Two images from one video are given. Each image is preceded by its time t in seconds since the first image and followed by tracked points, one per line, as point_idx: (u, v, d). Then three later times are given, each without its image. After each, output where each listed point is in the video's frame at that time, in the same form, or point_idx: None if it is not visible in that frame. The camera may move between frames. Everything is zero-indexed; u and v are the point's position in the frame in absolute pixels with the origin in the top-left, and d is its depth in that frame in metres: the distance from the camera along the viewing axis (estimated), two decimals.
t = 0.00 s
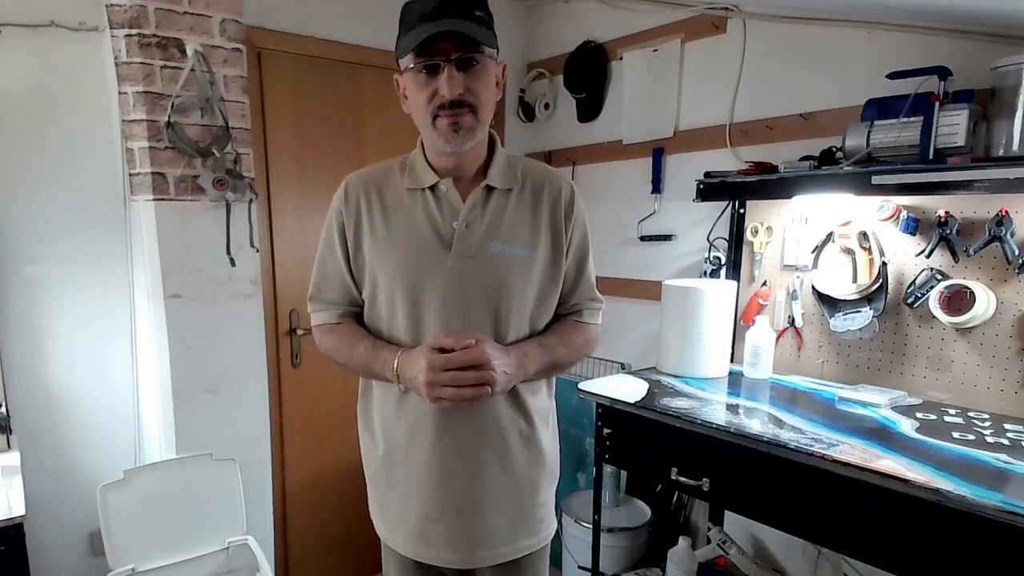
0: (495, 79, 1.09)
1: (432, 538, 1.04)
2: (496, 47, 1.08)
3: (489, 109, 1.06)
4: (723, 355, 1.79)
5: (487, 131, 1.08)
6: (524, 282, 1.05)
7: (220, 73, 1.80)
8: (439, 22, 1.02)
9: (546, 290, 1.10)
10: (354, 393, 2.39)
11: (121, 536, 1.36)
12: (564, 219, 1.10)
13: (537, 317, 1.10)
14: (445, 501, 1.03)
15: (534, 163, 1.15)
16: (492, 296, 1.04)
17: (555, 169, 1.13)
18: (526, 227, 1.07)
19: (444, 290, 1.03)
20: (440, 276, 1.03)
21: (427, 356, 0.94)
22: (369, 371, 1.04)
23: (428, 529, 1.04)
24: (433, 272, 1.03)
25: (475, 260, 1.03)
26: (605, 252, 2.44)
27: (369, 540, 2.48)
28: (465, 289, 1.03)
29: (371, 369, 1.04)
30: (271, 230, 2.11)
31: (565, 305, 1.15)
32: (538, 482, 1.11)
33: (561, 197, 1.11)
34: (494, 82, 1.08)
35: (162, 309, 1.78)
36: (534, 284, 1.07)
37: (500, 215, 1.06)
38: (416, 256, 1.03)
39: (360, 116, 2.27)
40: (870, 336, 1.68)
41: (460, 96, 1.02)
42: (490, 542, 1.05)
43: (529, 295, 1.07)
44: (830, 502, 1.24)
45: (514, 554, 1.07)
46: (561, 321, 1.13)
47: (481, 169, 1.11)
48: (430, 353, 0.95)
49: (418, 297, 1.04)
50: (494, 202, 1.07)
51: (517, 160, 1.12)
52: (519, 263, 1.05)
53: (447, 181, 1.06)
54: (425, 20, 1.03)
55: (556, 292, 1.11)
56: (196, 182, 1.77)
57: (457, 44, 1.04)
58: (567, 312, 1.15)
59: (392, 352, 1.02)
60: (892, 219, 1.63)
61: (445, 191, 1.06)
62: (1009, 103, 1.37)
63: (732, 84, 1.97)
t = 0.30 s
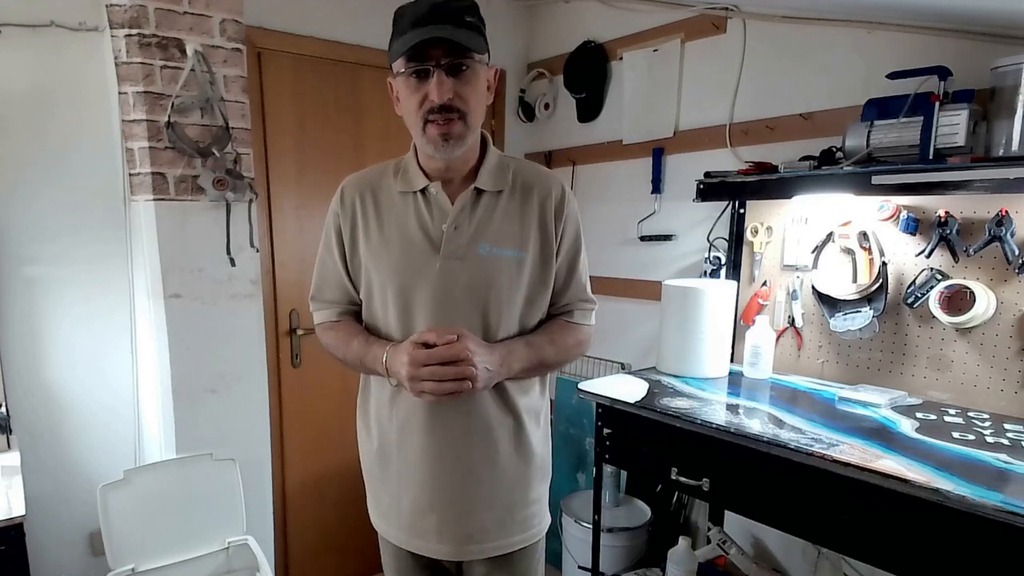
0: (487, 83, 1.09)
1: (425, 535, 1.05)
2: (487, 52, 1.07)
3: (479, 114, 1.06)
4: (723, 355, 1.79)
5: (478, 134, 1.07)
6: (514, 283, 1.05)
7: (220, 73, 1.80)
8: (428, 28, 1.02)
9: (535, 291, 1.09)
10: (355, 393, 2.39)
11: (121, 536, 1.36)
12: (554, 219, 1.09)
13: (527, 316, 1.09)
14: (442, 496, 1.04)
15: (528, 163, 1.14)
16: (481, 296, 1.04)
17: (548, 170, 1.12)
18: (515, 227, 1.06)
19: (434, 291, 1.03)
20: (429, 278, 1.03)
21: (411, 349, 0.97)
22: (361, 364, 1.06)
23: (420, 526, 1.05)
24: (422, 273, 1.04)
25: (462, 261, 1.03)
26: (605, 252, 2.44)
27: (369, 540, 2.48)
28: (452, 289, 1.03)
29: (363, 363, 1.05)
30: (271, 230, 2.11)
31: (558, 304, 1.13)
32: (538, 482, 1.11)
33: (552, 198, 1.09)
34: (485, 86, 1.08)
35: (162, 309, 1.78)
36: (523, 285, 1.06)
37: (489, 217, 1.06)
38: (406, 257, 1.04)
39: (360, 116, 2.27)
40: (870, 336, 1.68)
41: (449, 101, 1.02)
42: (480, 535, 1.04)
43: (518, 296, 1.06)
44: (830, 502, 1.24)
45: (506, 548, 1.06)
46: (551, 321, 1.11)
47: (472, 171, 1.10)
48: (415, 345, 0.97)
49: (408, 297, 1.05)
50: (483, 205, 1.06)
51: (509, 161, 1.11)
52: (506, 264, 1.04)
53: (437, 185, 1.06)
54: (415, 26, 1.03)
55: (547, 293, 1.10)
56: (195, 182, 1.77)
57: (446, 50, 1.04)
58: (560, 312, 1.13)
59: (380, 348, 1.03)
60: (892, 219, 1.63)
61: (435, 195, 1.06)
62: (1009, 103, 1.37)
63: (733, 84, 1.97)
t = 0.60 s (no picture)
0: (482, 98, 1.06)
1: (416, 528, 1.06)
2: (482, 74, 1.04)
3: (472, 129, 1.05)
4: (723, 355, 1.79)
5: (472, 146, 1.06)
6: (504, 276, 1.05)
7: (220, 73, 1.80)
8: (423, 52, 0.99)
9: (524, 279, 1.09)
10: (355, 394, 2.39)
11: (120, 536, 1.36)
12: (543, 207, 1.06)
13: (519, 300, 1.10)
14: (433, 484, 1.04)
15: (518, 151, 1.11)
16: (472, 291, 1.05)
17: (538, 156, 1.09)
18: (505, 220, 1.05)
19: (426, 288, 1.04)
20: (421, 275, 1.04)
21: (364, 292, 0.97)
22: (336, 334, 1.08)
23: (411, 521, 1.06)
24: (414, 271, 1.04)
25: (452, 259, 1.04)
26: (605, 253, 2.44)
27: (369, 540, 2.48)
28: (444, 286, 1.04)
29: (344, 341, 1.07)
30: (271, 230, 2.11)
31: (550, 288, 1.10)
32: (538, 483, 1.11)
33: (540, 186, 1.07)
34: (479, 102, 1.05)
35: (162, 309, 1.78)
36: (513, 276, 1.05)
37: (480, 213, 1.05)
38: (399, 255, 1.05)
39: (360, 116, 2.27)
40: (870, 336, 1.68)
41: (440, 121, 1.01)
42: (467, 519, 1.04)
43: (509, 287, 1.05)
44: (830, 503, 1.24)
45: (497, 536, 1.05)
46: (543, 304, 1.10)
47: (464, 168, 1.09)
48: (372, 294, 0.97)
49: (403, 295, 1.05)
50: (473, 201, 1.05)
51: (499, 151, 1.09)
52: (495, 258, 1.05)
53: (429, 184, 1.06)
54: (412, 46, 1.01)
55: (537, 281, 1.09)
56: (195, 182, 1.77)
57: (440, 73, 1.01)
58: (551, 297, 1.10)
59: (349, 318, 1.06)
60: (892, 219, 1.63)
61: (428, 194, 1.06)
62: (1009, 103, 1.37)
63: (733, 84, 1.97)
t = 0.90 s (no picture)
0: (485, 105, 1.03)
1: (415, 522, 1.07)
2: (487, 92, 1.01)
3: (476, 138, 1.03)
4: (723, 355, 1.79)
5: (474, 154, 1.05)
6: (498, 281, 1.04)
7: (220, 73, 1.80)
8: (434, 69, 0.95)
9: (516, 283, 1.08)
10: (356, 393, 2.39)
11: (120, 536, 1.36)
12: (536, 209, 1.06)
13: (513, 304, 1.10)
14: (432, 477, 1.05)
15: (510, 154, 1.11)
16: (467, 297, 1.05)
17: (531, 159, 1.09)
18: (499, 224, 1.05)
19: (423, 294, 1.04)
20: (417, 281, 1.04)
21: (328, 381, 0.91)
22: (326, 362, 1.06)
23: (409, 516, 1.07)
24: (410, 277, 1.04)
25: (447, 265, 1.03)
26: (605, 253, 2.44)
27: (369, 540, 2.48)
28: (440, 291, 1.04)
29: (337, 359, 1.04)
30: (271, 230, 2.11)
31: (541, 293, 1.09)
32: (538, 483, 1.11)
33: (533, 189, 1.06)
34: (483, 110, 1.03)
35: (162, 309, 1.78)
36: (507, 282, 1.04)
37: (475, 219, 1.05)
38: (395, 263, 1.05)
39: (359, 116, 2.27)
40: (870, 336, 1.68)
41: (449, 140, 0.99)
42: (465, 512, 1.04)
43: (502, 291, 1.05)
44: (830, 502, 1.24)
45: (496, 533, 1.04)
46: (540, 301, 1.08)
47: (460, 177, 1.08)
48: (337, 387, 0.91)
49: (399, 300, 1.05)
50: (468, 208, 1.05)
51: (494, 156, 1.09)
52: (490, 264, 1.04)
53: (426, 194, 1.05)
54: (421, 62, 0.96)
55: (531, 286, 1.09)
56: (195, 182, 1.77)
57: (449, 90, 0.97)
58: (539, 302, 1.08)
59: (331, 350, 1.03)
60: (892, 219, 1.63)
61: (424, 202, 1.05)
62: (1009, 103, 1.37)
63: (733, 84, 1.97)
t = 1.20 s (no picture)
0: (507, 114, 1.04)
1: (416, 522, 1.06)
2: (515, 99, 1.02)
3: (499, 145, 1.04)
4: (723, 355, 1.79)
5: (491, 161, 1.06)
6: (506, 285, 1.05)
7: (220, 73, 1.80)
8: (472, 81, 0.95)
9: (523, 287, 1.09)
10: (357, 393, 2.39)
11: (121, 536, 1.36)
12: (541, 214, 1.07)
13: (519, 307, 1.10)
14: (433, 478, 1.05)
15: (514, 159, 1.11)
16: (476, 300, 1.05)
17: (535, 164, 1.10)
18: (507, 229, 1.05)
19: (430, 297, 1.04)
20: (426, 284, 1.03)
21: (382, 352, 0.89)
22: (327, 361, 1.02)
23: (409, 516, 1.06)
24: (418, 280, 1.04)
25: (456, 268, 1.03)
26: (605, 253, 2.44)
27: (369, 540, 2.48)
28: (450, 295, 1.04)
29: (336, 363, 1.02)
30: (271, 230, 2.11)
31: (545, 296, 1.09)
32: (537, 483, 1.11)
33: (538, 195, 1.07)
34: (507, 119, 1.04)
35: (162, 309, 1.78)
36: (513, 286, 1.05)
37: (484, 223, 1.05)
38: (403, 265, 1.04)
39: (359, 116, 2.27)
40: (870, 336, 1.68)
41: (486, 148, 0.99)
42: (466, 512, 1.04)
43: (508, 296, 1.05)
44: (830, 502, 1.24)
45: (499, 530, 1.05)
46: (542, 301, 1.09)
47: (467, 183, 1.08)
48: (382, 360, 0.89)
49: (407, 303, 1.05)
50: (476, 212, 1.05)
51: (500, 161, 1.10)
52: (498, 268, 1.04)
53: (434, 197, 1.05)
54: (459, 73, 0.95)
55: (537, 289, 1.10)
56: (196, 182, 1.77)
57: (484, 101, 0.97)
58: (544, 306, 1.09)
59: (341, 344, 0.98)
60: (892, 219, 1.63)
61: (433, 206, 1.05)
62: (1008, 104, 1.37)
63: (733, 84, 1.97)
